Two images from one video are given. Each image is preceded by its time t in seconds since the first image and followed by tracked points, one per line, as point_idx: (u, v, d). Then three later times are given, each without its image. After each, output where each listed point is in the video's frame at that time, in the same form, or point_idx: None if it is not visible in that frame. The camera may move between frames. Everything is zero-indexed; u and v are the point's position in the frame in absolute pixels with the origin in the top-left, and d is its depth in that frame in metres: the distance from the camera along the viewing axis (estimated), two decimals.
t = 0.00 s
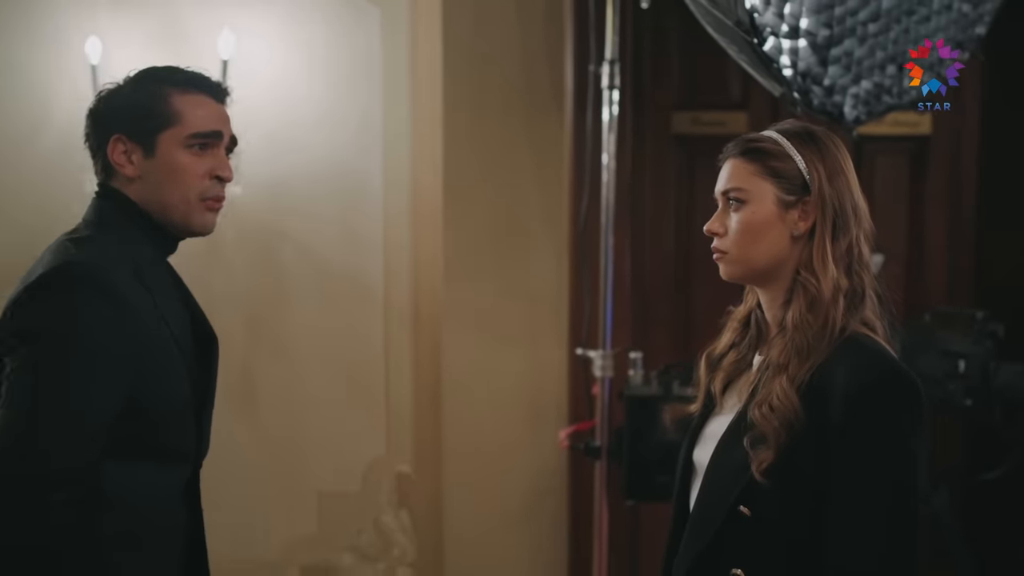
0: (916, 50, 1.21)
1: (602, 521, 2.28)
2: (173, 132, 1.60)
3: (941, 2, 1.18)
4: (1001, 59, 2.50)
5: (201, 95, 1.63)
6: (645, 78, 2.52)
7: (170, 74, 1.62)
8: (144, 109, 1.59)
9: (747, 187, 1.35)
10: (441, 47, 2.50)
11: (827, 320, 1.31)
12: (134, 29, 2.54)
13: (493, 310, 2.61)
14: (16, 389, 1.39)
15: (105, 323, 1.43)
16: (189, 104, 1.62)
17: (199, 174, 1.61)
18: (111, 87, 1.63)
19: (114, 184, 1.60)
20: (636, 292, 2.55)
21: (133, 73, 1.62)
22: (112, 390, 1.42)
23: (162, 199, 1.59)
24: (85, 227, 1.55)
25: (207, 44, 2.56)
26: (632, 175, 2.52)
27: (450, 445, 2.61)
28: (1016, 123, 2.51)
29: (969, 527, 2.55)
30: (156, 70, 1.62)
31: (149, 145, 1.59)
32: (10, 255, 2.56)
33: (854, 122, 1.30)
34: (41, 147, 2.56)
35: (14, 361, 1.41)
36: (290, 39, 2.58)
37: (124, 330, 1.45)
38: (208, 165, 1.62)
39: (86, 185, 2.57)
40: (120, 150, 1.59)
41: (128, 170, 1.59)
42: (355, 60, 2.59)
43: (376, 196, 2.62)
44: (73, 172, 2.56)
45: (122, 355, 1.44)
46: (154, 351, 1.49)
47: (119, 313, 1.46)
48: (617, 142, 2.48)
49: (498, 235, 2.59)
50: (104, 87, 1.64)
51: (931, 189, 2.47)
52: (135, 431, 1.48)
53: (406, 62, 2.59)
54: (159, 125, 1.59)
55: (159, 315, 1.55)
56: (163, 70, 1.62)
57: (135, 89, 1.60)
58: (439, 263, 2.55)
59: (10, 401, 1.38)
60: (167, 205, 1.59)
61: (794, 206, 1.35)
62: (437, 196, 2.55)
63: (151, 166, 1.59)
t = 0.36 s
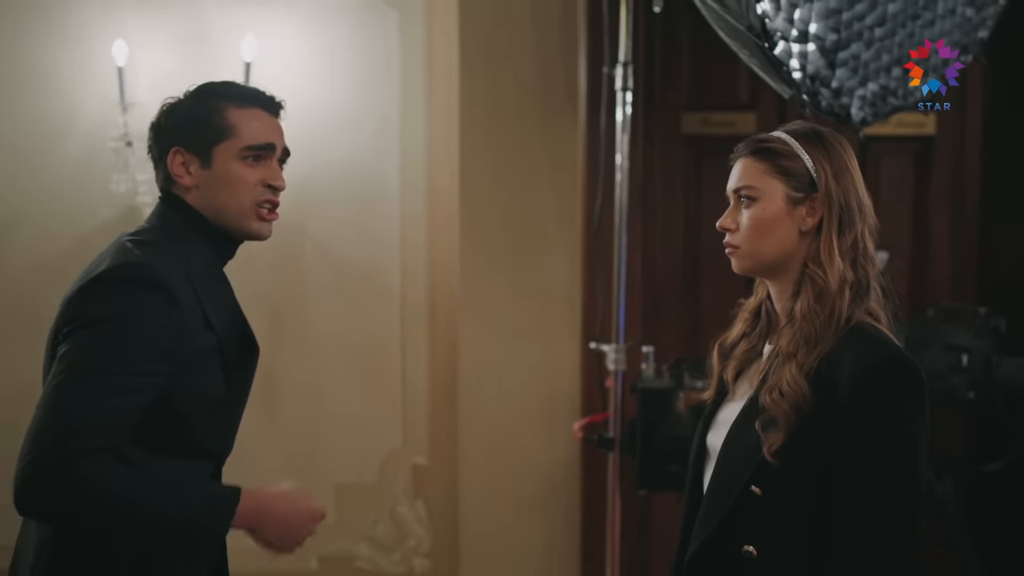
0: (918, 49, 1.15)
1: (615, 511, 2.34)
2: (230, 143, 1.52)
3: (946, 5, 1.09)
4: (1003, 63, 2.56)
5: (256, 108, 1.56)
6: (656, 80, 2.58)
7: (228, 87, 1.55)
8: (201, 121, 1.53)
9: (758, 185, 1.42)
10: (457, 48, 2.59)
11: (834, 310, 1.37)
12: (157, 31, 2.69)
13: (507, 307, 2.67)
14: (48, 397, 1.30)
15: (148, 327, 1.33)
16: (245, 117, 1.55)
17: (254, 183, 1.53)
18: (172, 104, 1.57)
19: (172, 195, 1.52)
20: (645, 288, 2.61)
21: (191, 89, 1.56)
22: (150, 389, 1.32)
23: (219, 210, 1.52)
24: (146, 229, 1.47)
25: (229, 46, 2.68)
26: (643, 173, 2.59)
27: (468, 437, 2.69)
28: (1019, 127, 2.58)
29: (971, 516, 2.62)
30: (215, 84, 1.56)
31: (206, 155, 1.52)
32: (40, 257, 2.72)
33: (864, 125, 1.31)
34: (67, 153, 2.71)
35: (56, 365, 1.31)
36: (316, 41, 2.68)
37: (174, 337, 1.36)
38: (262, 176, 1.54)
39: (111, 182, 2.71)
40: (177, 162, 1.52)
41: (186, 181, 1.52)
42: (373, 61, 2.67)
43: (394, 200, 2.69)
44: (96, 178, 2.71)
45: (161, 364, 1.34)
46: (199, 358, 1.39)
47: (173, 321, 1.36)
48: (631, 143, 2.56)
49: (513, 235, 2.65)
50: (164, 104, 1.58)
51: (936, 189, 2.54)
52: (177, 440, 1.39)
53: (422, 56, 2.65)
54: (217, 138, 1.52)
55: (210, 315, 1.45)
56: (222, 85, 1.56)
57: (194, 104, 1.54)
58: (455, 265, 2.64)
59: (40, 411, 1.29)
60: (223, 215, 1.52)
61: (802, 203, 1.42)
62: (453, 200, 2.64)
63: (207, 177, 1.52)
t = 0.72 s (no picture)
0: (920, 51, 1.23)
1: (618, 504, 2.39)
2: (283, 149, 1.50)
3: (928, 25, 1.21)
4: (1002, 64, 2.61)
5: (307, 116, 1.54)
6: (659, 81, 2.63)
7: (279, 94, 1.54)
8: (253, 126, 1.51)
9: (758, 184, 1.48)
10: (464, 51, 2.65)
11: (831, 303, 1.43)
12: (173, 31, 2.75)
13: (513, 304, 2.72)
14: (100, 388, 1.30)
15: (194, 315, 1.33)
16: (296, 123, 1.52)
17: (305, 190, 1.51)
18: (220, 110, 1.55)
19: (223, 201, 1.50)
20: (648, 285, 2.66)
21: (239, 95, 1.54)
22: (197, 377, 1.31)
23: (272, 216, 1.50)
24: (191, 229, 1.45)
25: (240, 47, 2.74)
26: (647, 173, 2.65)
27: (475, 432, 2.74)
28: (1017, 128, 2.61)
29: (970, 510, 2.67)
30: (263, 92, 1.54)
31: (259, 162, 1.49)
32: (51, 260, 2.78)
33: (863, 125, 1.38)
34: (79, 155, 2.77)
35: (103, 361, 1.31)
36: (326, 42, 2.74)
37: (221, 327, 1.35)
38: (314, 182, 1.52)
39: (122, 183, 2.77)
40: (229, 169, 1.50)
41: (237, 188, 1.50)
42: (382, 64, 2.73)
43: (402, 200, 2.75)
44: (108, 179, 2.77)
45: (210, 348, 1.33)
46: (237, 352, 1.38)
47: (222, 316, 1.36)
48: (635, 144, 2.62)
49: (519, 233, 2.70)
50: (211, 110, 1.57)
51: (934, 190, 2.60)
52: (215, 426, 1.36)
53: (429, 56, 2.71)
54: (268, 143, 1.50)
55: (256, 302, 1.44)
56: (271, 92, 1.54)
57: (245, 110, 1.52)
58: (462, 263, 2.70)
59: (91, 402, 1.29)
60: (276, 222, 1.50)
61: (801, 202, 1.47)
62: (459, 194, 2.70)
63: (259, 184, 1.50)
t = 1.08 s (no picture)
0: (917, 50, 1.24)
1: (619, 499, 2.44)
2: (294, 141, 1.49)
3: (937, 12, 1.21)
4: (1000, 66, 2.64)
5: (319, 107, 1.52)
6: (660, 82, 2.67)
7: (292, 84, 1.51)
8: (265, 116, 1.48)
9: (755, 183, 1.52)
10: (467, 54, 2.69)
11: (826, 299, 1.46)
12: (179, 32, 2.78)
13: (515, 302, 2.75)
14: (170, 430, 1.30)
15: (225, 324, 1.30)
16: (308, 115, 1.50)
17: (315, 185, 1.49)
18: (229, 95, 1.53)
19: (228, 190, 1.49)
20: (648, 284, 2.70)
21: (251, 81, 1.52)
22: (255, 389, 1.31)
23: (279, 209, 1.48)
24: (198, 225, 1.44)
25: (244, 48, 2.78)
26: (647, 174, 2.68)
27: (477, 429, 2.78)
28: (1016, 127, 2.66)
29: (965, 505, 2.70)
30: (276, 79, 1.51)
31: (269, 153, 1.48)
32: (55, 260, 2.82)
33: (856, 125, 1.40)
34: (84, 156, 2.80)
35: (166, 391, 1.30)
36: (328, 43, 2.77)
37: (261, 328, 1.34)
38: (323, 176, 1.50)
39: (128, 182, 2.80)
40: (237, 157, 1.48)
41: (245, 177, 1.48)
42: (386, 64, 2.76)
43: (405, 201, 2.79)
44: (113, 179, 2.81)
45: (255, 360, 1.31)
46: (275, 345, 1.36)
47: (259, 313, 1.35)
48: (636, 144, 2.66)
49: (521, 233, 2.74)
50: (219, 93, 1.54)
51: (930, 191, 2.63)
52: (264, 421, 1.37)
53: (432, 58, 2.74)
54: (280, 135, 1.48)
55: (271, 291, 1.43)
56: (285, 80, 1.51)
57: (257, 97, 1.49)
58: (465, 262, 2.73)
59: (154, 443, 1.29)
60: (284, 215, 1.48)
61: (797, 200, 1.51)
62: (462, 195, 2.73)
63: (268, 173, 1.48)
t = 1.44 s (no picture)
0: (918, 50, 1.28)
1: (620, 498, 2.45)
2: (313, 140, 1.51)
3: (938, 14, 1.24)
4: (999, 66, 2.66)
5: (336, 106, 1.54)
6: (662, 83, 2.68)
7: (309, 83, 1.53)
8: (285, 114, 1.50)
9: (757, 183, 1.53)
10: (469, 55, 2.71)
11: (828, 296, 1.48)
12: (182, 33, 2.80)
13: (517, 302, 2.77)
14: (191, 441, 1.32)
15: (262, 330, 1.33)
16: (326, 114, 1.52)
17: (333, 184, 1.51)
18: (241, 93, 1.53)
19: (247, 188, 1.49)
20: (649, 283, 2.71)
21: (265, 79, 1.53)
22: (282, 402, 1.34)
23: (299, 207, 1.49)
24: (214, 223, 1.43)
25: (248, 49, 2.79)
26: (648, 175, 2.70)
27: (479, 428, 2.80)
28: (1016, 127, 2.68)
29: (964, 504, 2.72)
30: (292, 78, 1.53)
31: (289, 152, 1.49)
32: (59, 261, 2.84)
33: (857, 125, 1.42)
34: (88, 156, 2.82)
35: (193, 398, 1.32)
36: (332, 44, 2.78)
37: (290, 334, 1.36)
38: (342, 176, 1.53)
39: (131, 183, 2.82)
40: (256, 155, 1.49)
41: (264, 176, 1.49)
42: (389, 65, 2.77)
43: (407, 201, 2.80)
44: (117, 180, 2.82)
45: (288, 362, 1.35)
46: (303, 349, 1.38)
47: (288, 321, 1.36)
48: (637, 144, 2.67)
49: (523, 233, 2.75)
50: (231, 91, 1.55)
51: (930, 192, 2.64)
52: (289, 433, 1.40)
53: (435, 59, 2.75)
54: (300, 134, 1.50)
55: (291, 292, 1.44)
56: (301, 79, 1.53)
57: (276, 96, 1.51)
58: (467, 261, 2.75)
59: (193, 459, 1.32)
60: (302, 214, 1.50)
61: (798, 199, 1.53)
62: (464, 196, 2.75)
63: (288, 172, 1.49)
